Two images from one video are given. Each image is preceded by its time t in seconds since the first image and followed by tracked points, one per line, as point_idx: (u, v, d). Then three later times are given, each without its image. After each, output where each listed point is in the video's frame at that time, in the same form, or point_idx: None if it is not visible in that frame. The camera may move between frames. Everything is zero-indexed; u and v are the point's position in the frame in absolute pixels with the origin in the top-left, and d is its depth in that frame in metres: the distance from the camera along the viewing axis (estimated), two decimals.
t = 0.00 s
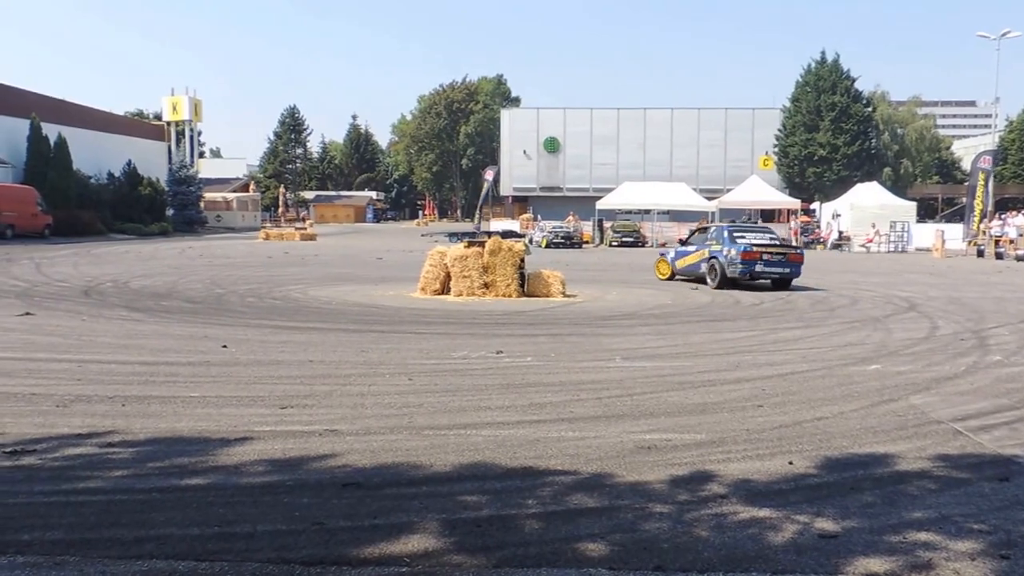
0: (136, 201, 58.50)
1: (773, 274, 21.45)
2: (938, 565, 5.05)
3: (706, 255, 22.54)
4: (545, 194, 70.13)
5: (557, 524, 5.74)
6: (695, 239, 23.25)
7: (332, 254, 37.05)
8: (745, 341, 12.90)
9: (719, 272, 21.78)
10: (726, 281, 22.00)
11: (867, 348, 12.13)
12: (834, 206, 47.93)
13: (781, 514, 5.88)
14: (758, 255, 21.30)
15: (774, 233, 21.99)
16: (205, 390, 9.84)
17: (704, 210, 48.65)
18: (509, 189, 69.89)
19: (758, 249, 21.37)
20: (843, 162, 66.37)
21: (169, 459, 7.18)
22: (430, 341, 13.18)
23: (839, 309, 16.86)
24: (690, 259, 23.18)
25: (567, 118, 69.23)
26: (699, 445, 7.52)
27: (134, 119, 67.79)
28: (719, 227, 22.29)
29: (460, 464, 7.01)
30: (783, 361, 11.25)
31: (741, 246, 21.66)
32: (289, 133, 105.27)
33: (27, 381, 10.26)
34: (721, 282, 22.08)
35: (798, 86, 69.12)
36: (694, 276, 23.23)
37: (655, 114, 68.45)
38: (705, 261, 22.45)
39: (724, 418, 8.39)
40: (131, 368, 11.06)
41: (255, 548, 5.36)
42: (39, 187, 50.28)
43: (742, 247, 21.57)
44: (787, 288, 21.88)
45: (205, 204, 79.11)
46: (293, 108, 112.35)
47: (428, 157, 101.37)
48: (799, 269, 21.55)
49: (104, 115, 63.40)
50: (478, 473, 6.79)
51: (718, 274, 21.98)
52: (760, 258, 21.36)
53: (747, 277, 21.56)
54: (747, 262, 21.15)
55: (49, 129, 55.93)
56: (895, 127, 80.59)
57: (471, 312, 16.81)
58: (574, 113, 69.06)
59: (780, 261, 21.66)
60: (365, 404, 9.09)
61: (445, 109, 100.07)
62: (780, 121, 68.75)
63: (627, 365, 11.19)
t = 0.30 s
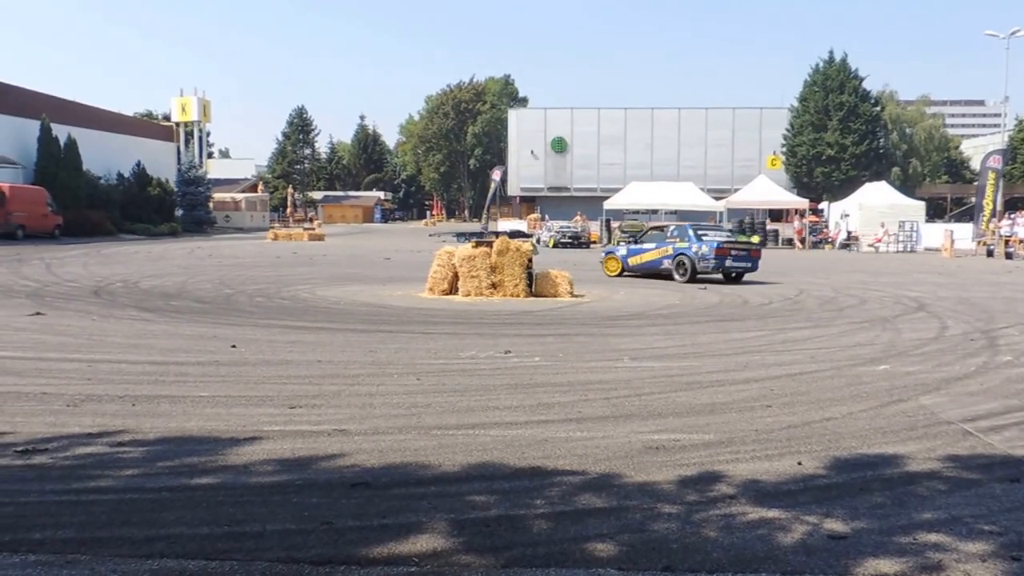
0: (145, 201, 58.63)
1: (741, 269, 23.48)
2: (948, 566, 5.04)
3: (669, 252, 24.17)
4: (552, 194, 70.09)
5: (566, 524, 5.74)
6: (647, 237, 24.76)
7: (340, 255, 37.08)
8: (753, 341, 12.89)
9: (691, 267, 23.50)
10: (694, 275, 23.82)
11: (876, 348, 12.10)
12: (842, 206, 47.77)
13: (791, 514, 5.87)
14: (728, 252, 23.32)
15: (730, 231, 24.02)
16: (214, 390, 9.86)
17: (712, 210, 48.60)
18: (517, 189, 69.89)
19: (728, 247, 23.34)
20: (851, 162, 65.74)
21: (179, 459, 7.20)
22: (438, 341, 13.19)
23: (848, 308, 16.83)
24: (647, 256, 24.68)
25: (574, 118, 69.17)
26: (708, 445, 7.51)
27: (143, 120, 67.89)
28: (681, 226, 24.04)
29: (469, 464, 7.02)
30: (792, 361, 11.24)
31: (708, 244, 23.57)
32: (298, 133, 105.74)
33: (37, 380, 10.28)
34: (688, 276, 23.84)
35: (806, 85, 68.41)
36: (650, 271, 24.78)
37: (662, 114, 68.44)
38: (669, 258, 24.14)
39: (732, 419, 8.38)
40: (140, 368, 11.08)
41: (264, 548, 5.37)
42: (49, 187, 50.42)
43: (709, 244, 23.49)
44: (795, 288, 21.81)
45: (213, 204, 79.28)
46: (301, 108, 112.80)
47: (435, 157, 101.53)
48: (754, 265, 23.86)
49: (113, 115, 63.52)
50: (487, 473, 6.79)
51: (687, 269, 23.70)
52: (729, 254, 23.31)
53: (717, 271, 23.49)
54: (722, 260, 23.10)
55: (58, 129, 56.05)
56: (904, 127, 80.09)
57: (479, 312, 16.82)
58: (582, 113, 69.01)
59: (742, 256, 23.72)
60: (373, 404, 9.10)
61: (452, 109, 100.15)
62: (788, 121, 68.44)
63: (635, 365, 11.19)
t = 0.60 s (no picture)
0: (156, 202, 58.81)
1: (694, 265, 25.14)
2: (961, 568, 5.02)
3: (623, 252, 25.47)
4: (562, 194, 70.04)
5: (577, 524, 5.74)
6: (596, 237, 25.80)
7: (351, 255, 37.20)
8: (763, 340, 12.88)
9: (652, 263, 25.06)
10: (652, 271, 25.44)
11: (887, 347, 12.09)
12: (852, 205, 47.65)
13: (802, 515, 5.86)
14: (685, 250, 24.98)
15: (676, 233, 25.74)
16: (225, 390, 9.88)
17: (722, 210, 48.52)
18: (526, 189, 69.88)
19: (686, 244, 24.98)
20: (861, 161, 65.94)
21: (191, 459, 7.23)
22: (448, 341, 13.20)
23: (859, 309, 16.79)
24: (597, 256, 25.74)
25: (584, 119, 69.11)
26: (718, 445, 7.50)
27: (154, 120, 68.06)
28: (633, 226, 25.44)
29: (479, 463, 7.03)
30: (802, 361, 11.22)
31: (663, 241, 25.17)
32: (308, 133, 105.96)
33: (50, 380, 10.31)
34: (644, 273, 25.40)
35: (815, 85, 68.58)
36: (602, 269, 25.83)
37: (671, 114, 68.36)
38: (625, 257, 25.50)
39: (743, 419, 8.37)
40: (152, 368, 11.11)
41: (276, 547, 5.39)
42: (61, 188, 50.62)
43: (667, 242, 25.10)
44: (805, 288, 21.77)
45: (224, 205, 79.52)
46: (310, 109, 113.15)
47: (445, 157, 101.54)
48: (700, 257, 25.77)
49: (125, 116, 63.69)
50: (497, 473, 6.80)
51: (647, 267, 25.22)
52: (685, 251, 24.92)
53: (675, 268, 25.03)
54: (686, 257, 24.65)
55: (70, 129, 56.24)
56: (914, 126, 79.94)
57: (489, 312, 16.84)
58: (591, 113, 68.95)
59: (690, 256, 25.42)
60: (383, 404, 9.13)
61: (462, 109, 100.24)
62: (798, 121, 68.42)
63: (644, 365, 11.19)
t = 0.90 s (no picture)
0: (169, 203, 59.02)
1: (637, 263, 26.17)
2: (975, 569, 5.01)
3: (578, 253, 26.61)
4: (572, 194, 70.00)
5: (588, 524, 5.74)
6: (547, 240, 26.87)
7: (362, 254, 37.31)
8: (774, 341, 12.86)
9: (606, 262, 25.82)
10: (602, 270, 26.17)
11: (900, 347, 12.06)
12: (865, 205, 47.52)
13: (814, 516, 5.85)
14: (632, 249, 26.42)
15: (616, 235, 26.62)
16: (237, 390, 9.91)
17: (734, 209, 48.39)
18: (537, 189, 69.88)
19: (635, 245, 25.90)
20: (873, 161, 65.64)
21: (203, 458, 7.27)
22: (460, 341, 13.22)
23: (871, 309, 16.73)
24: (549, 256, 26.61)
25: (595, 119, 69.03)
26: (729, 445, 7.49)
27: (166, 121, 68.29)
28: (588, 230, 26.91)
29: (491, 464, 7.04)
30: (814, 361, 11.19)
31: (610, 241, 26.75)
32: (319, 134, 106.93)
33: (63, 380, 10.35)
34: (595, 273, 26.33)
35: (827, 84, 68.33)
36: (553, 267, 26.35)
37: (683, 114, 68.25)
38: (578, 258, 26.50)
39: (755, 419, 8.36)
40: (165, 368, 11.15)
41: (290, 546, 5.41)
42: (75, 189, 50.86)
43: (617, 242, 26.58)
44: (817, 288, 21.70)
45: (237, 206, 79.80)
46: (321, 109, 113.35)
47: (456, 157, 101.63)
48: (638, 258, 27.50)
49: (137, 116, 63.91)
50: (509, 473, 6.81)
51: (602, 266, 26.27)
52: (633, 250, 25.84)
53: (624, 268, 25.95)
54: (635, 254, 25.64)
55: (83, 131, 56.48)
56: (927, 126, 79.58)
57: (500, 312, 16.87)
58: (602, 113, 68.88)
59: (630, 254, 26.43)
60: (395, 404, 9.15)
61: (472, 110, 100.35)
62: (809, 121, 68.16)
63: (655, 365, 11.18)
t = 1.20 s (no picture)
0: (184, 204, 59.16)
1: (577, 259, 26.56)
2: (994, 572, 4.94)
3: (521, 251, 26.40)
4: (583, 194, 69.90)
5: (600, 525, 5.69)
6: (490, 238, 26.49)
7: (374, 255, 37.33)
8: (787, 341, 12.78)
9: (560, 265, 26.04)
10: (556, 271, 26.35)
11: (915, 348, 11.97)
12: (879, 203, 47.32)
13: (829, 517, 5.79)
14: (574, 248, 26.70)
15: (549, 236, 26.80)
16: (252, 390, 9.88)
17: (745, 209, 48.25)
18: (548, 189, 69.80)
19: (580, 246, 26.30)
20: (888, 158, 65.44)
21: (218, 457, 7.25)
22: (472, 341, 13.18)
23: (885, 308, 16.59)
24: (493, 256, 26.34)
25: (606, 118, 68.95)
26: (742, 446, 7.44)
27: (181, 123, 68.49)
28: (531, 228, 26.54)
29: (503, 464, 7.00)
30: (828, 361, 11.11)
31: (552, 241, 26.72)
32: (331, 136, 107.82)
33: (81, 380, 10.35)
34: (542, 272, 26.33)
35: (842, 82, 68.09)
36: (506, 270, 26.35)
37: (694, 113, 68.08)
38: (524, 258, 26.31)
39: (769, 420, 8.30)
40: (180, 368, 11.15)
41: (302, 545, 5.38)
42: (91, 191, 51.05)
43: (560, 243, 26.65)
44: (830, 288, 21.56)
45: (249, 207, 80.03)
46: (333, 110, 113.76)
47: (467, 158, 101.69)
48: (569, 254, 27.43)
49: (152, 118, 64.11)
50: (521, 473, 6.76)
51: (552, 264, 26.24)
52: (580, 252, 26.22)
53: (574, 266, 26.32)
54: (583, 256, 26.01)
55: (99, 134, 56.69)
56: (943, 124, 79.28)
57: (511, 312, 16.83)
58: (613, 113, 68.81)
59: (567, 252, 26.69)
60: (406, 404, 9.12)
61: (483, 110, 100.36)
62: (823, 119, 67.92)
63: (667, 365, 11.12)
